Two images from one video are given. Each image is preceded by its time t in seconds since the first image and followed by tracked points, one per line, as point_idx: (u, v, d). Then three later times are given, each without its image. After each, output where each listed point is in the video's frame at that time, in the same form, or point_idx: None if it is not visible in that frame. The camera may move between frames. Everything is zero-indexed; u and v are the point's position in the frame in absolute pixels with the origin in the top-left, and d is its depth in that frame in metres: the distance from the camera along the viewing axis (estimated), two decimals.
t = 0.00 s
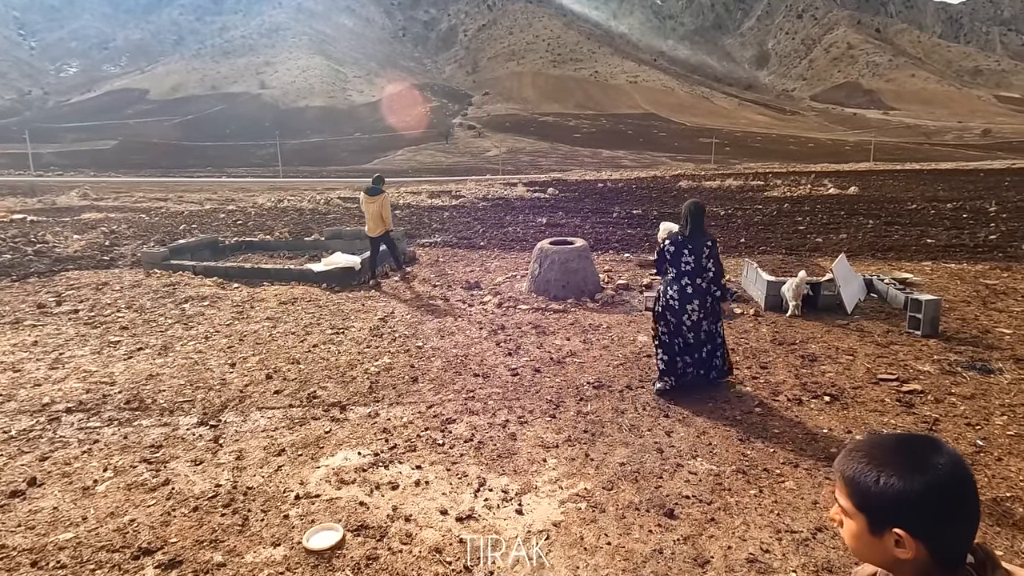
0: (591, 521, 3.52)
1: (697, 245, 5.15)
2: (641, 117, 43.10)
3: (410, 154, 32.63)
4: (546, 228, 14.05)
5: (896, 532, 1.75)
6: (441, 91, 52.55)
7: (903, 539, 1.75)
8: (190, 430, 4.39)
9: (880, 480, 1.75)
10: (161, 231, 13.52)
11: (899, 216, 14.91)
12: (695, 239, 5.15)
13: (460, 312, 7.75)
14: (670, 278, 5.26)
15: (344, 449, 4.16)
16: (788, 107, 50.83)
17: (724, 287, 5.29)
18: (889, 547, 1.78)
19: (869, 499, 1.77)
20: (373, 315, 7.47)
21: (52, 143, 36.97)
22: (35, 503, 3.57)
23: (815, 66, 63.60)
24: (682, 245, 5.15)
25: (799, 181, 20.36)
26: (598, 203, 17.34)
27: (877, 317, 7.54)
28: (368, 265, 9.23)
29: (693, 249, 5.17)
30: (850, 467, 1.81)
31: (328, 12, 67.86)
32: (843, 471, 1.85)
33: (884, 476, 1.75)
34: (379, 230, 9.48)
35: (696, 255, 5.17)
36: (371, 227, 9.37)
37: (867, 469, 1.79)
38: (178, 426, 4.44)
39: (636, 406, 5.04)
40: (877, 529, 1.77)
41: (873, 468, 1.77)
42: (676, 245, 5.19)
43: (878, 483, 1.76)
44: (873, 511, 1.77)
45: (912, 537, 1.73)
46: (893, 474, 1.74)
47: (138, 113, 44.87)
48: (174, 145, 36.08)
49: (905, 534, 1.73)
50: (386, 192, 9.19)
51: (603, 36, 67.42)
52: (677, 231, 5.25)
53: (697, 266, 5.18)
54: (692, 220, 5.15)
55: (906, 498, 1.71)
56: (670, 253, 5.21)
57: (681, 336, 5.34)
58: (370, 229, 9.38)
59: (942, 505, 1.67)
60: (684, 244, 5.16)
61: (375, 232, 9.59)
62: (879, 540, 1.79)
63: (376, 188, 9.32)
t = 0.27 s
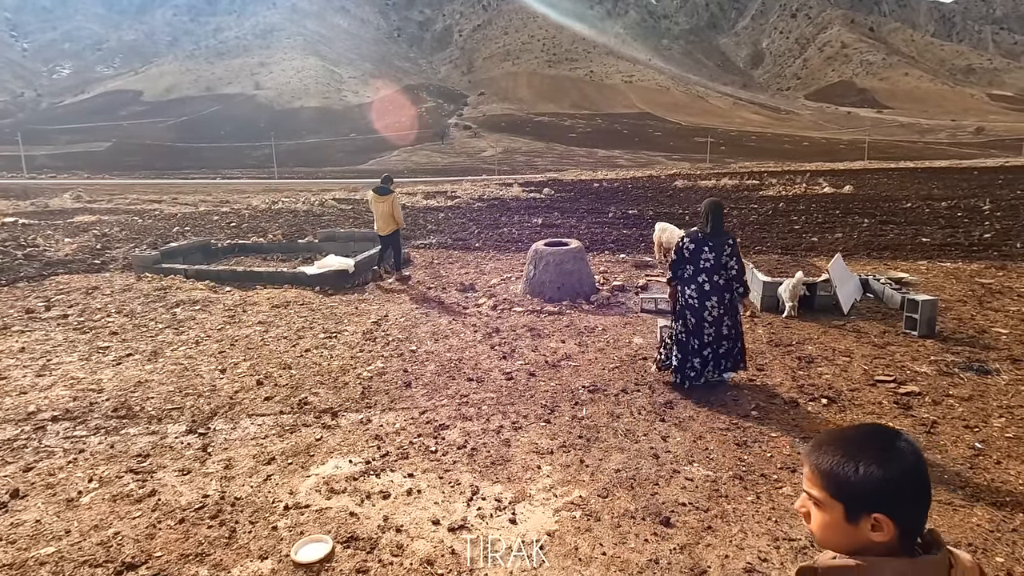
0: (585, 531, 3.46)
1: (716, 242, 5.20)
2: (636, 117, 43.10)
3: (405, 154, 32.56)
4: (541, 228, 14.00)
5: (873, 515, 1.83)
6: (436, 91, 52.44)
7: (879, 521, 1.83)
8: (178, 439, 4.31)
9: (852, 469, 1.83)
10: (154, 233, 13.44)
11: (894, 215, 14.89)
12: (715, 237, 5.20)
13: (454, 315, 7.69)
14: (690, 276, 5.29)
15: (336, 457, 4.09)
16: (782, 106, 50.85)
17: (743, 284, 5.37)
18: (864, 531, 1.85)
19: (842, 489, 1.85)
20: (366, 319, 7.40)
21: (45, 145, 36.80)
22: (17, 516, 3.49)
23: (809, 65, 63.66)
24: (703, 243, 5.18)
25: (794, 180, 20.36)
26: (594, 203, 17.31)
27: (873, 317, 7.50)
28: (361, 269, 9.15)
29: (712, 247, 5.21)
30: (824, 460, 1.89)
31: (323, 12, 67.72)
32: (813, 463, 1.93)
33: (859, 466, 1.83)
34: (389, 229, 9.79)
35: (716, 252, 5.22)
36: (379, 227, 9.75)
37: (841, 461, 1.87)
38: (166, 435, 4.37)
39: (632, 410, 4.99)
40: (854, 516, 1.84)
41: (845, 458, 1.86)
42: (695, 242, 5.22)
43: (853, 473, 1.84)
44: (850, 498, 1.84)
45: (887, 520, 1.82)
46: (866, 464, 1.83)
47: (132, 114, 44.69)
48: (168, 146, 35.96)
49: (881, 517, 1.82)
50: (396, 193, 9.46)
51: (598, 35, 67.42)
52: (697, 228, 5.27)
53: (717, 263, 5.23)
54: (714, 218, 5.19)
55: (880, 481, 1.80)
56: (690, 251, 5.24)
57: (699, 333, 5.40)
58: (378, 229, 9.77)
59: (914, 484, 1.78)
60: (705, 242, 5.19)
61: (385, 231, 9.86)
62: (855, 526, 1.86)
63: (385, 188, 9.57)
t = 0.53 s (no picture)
0: (579, 529, 3.39)
1: (721, 234, 5.37)
2: (631, 116, 43.08)
3: (400, 155, 32.46)
4: (536, 227, 13.94)
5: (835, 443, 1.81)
6: (431, 91, 52.37)
7: (844, 447, 1.81)
8: (164, 440, 4.23)
9: (813, 400, 1.83)
10: (146, 234, 13.33)
11: (889, 212, 14.86)
12: (720, 228, 5.37)
13: (448, 313, 7.62)
14: (693, 265, 5.52)
15: (325, 457, 4.02)
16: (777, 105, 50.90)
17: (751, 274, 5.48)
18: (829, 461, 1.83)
19: (806, 420, 1.84)
20: (358, 318, 7.32)
21: (39, 147, 36.61)
22: None
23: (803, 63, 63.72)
24: (708, 233, 5.38)
25: (789, 178, 20.34)
26: (589, 202, 17.25)
27: (869, 313, 7.45)
28: (356, 268, 9.09)
29: (718, 238, 5.39)
30: (785, 396, 1.89)
31: (317, 12, 67.56)
32: (780, 399, 1.91)
33: (818, 397, 1.83)
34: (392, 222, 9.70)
35: (722, 243, 5.39)
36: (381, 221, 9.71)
37: (799, 394, 1.87)
38: (152, 436, 4.28)
39: (626, 408, 4.92)
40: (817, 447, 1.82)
41: (805, 392, 1.86)
42: (700, 232, 5.42)
43: (814, 403, 1.83)
44: (814, 426, 1.83)
45: (852, 445, 1.80)
46: (824, 396, 1.83)
47: (125, 116, 44.50)
48: (162, 148, 35.82)
49: (847, 440, 1.80)
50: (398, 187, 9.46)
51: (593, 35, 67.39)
52: (705, 219, 5.46)
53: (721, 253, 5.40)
54: (718, 210, 5.35)
55: (845, 403, 1.80)
56: (696, 241, 5.44)
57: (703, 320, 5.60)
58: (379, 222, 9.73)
59: (881, 406, 1.79)
60: (710, 233, 5.38)
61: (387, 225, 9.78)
62: (826, 454, 1.83)
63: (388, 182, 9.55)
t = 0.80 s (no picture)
0: (568, 521, 3.31)
1: (721, 218, 5.57)
2: (625, 114, 43.01)
3: (394, 154, 32.28)
4: (529, 223, 13.83)
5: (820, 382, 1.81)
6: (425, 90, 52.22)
7: (831, 387, 1.80)
8: (142, 433, 4.13)
9: (798, 342, 1.83)
10: (134, 231, 13.16)
11: (883, 206, 14.80)
12: (719, 213, 5.57)
13: (439, 307, 7.50)
14: (696, 251, 5.69)
15: (308, 449, 3.95)
16: (771, 103, 50.95)
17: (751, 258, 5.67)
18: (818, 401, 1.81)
19: (790, 363, 1.84)
20: (347, 312, 7.19)
21: (29, 146, 36.34)
22: None
23: (797, 61, 63.78)
24: (708, 219, 5.58)
25: (783, 175, 20.28)
26: (583, 198, 17.14)
27: (864, 304, 7.37)
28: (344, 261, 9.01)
29: (718, 223, 5.59)
30: (771, 340, 1.89)
31: (310, 11, 67.33)
32: (766, 346, 1.91)
33: (802, 338, 1.83)
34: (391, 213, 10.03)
35: (722, 228, 5.59)
36: (380, 213, 10.02)
37: (783, 337, 1.87)
38: (130, 430, 4.17)
39: (619, 398, 4.82)
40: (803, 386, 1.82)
41: (789, 336, 1.87)
42: (700, 219, 5.62)
43: (798, 345, 1.84)
44: (798, 366, 1.83)
45: (838, 383, 1.80)
46: (809, 337, 1.83)
47: (117, 115, 44.21)
48: (154, 147, 35.56)
49: (832, 379, 1.80)
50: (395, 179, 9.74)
51: (587, 33, 67.32)
52: (703, 206, 5.67)
53: (723, 237, 5.60)
54: (717, 196, 5.56)
55: (831, 343, 1.80)
56: (697, 228, 5.64)
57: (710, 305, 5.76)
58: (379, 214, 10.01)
59: (866, 348, 1.79)
60: (710, 218, 5.58)
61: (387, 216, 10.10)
62: (811, 398, 1.82)
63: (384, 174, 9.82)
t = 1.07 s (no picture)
0: (562, 511, 3.23)
1: (727, 200, 5.74)
2: (621, 113, 42.88)
3: (390, 152, 32.11)
4: (525, 218, 13.71)
5: (841, 325, 1.70)
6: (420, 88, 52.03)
7: (853, 331, 1.70)
8: (123, 425, 4.14)
9: (821, 287, 1.72)
10: (125, 226, 13.01)
11: (880, 202, 14.69)
12: (725, 195, 5.74)
13: (432, 299, 7.35)
14: (703, 232, 5.87)
15: (293, 440, 3.94)
16: (767, 101, 50.89)
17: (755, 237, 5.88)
18: (838, 347, 1.71)
19: (810, 308, 1.74)
20: (338, 303, 7.06)
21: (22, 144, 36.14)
22: None
23: (793, 59, 63.69)
24: (715, 201, 5.75)
25: (780, 172, 20.20)
26: (580, 194, 16.99)
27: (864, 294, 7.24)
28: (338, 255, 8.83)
29: (723, 205, 5.77)
30: (789, 287, 1.79)
31: (306, 10, 67.13)
32: (785, 287, 1.82)
33: (825, 283, 1.72)
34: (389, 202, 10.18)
35: (728, 209, 5.77)
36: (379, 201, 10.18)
37: (805, 285, 1.76)
38: (111, 421, 4.19)
39: (615, 388, 4.69)
40: (823, 331, 1.72)
41: (810, 280, 1.76)
42: (707, 201, 5.78)
43: (819, 289, 1.73)
44: (818, 309, 1.72)
45: (861, 328, 1.69)
46: (829, 281, 1.73)
47: (111, 113, 43.98)
48: (148, 145, 35.36)
49: (854, 324, 1.69)
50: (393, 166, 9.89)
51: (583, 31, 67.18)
52: (708, 188, 5.82)
53: (730, 219, 5.79)
54: (722, 177, 5.75)
55: (854, 289, 1.69)
56: (703, 210, 5.80)
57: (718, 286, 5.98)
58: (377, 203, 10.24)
59: (891, 289, 1.69)
60: (716, 200, 5.75)
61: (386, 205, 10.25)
62: (832, 340, 1.72)
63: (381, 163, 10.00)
